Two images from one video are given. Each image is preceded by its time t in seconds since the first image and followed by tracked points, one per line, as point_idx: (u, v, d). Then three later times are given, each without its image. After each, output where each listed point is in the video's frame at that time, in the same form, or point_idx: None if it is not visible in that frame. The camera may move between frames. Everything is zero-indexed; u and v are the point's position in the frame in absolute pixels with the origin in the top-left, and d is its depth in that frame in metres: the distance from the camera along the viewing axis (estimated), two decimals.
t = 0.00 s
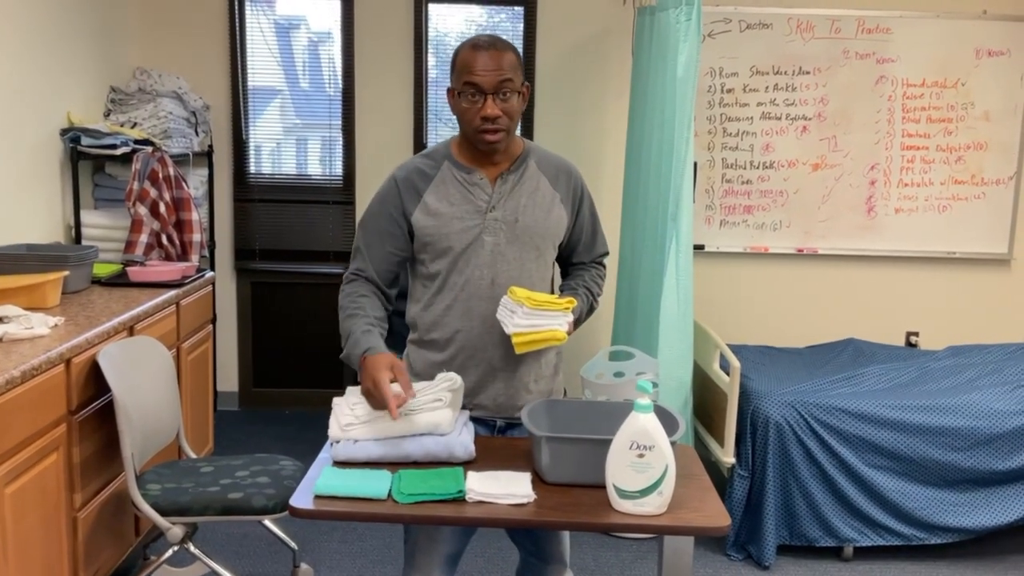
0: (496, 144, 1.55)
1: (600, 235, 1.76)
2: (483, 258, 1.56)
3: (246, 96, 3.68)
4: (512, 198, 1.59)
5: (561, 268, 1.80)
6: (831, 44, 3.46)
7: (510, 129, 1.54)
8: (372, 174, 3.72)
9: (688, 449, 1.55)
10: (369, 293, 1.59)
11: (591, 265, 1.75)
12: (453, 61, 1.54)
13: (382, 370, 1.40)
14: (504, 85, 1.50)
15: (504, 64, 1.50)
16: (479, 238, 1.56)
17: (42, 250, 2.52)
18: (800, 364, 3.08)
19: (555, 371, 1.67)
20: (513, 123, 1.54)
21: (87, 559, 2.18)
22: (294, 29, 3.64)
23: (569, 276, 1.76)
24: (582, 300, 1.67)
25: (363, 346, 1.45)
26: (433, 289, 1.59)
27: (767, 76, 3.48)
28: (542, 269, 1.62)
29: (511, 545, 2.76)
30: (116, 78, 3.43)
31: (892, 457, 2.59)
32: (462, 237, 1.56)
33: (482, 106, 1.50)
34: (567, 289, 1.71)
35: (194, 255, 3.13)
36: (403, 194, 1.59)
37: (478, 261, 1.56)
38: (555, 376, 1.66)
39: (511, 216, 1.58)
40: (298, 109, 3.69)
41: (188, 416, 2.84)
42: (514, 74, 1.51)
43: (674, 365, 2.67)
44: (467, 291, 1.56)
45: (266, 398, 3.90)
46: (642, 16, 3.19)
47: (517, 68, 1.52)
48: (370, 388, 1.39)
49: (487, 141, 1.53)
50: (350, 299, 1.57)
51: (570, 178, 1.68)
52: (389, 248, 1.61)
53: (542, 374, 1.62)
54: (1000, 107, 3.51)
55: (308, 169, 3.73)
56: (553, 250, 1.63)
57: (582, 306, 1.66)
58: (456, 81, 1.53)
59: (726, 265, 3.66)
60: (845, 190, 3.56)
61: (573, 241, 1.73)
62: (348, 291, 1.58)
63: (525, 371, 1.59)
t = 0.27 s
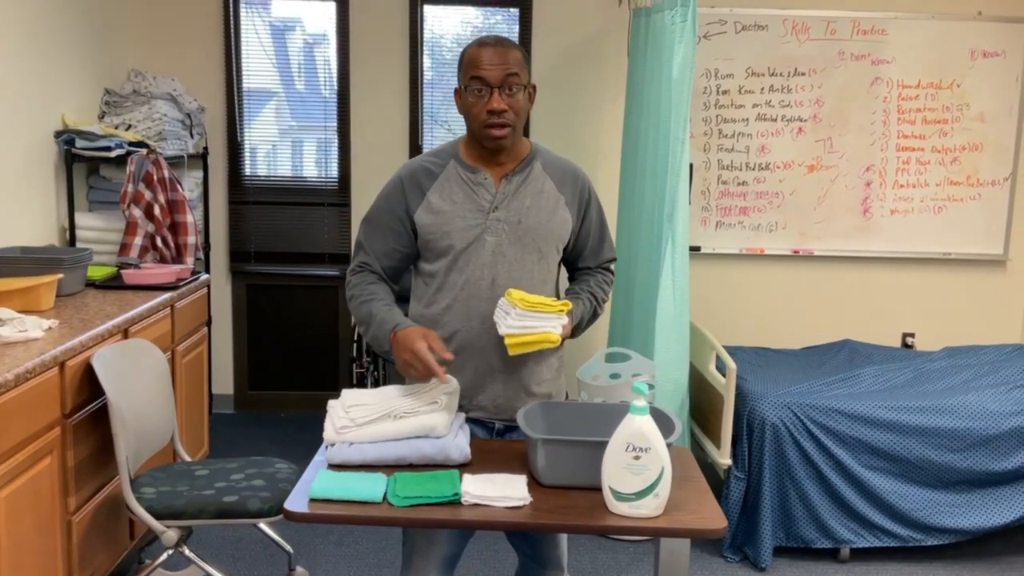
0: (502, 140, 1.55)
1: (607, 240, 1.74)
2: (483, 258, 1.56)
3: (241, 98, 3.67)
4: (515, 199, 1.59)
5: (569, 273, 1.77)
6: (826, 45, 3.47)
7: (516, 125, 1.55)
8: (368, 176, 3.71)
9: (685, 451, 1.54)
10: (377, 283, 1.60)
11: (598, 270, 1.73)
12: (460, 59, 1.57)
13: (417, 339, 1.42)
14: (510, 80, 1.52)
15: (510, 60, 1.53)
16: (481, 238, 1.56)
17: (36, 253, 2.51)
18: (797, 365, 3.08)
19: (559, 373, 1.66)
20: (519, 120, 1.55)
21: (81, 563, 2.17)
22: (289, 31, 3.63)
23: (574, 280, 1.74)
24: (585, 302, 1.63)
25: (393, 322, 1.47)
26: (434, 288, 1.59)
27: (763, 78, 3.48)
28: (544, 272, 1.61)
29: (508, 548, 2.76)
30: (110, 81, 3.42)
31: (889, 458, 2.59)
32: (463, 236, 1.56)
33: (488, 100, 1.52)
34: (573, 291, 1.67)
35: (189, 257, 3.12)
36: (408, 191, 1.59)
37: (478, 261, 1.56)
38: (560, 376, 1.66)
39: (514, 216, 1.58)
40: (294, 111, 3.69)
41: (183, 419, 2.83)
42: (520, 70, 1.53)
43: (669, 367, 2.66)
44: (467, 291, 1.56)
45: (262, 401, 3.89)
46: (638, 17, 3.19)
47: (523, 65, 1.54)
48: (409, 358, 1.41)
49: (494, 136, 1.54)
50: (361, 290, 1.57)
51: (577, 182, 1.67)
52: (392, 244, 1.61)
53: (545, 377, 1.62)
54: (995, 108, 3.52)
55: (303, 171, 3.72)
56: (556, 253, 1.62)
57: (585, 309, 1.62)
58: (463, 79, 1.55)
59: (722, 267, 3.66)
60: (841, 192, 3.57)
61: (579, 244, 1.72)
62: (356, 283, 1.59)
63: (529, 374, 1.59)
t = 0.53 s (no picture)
0: (509, 138, 1.55)
1: (618, 246, 1.70)
2: (486, 257, 1.57)
3: (236, 100, 3.66)
4: (521, 200, 1.59)
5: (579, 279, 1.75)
6: (821, 47, 3.47)
7: (524, 124, 1.55)
8: (364, 178, 3.71)
9: (679, 454, 1.54)
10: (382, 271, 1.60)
11: (607, 276, 1.69)
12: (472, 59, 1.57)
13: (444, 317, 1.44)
14: (520, 78, 1.52)
15: (521, 59, 1.52)
16: (485, 237, 1.57)
17: (29, 256, 2.51)
18: (793, 367, 3.08)
19: (563, 376, 1.67)
20: (527, 119, 1.55)
21: (75, 567, 2.16)
22: (285, 33, 3.63)
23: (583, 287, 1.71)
24: (591, 307, 1.61)
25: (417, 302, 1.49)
26: (437, 286, 1.60)
27: (757, 79, 3.49)
28: (548, 275, 1.60)
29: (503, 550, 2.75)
30: (104, 83, 3.41)
31: (884, 460, 2.59)
32: (467, 235, 1.57)
33: (497, 97, 1.52)
34: (578, 296, 1.64)
35: (183, 260, 3.11)
36: (416, 189, 1.60)
37: (481, 260, 1.57)
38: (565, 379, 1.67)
39: (519, 217, 1.58)
40: (289, 113, 3.68)
41: (177, 422, 2.82)
42: (530, 70, 1.53)
43: (663, 367, 2.65)
44: (469, 290, 1.57)
45: (257, 404, 3.88)
46: (632, 18, 3.20)
47: (534, 64, 1.54)
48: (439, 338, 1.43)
49: (501, 134, 1.54)
50: (371, 277, 1.57)
51: (587, 186, 1.65)
52: (396, 236, 1.62)
53: (550, 381, 1.63)
54: (989, 109, 3.53)
55: (299, 173, 3.71)
56: (562, 256, 1.61)
57: (590, 313, 1.59)
58: (474, 77, 1.55)
59: (717, 268, 3.66)
60: (836, 193, 3.57)
61: (587, 250, 1.69)
62: (362, 272, 1.59)
63: (533, 377, 1.60)
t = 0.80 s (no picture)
0: (514, 142, 1.55)
1: (629, 252, 1.67)
2: (490, 258, 1.57)
3: (230, 102, 3.66)
4: (528, 202, 1.59)
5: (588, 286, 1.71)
6: (815, 48, 3.47)
7: (528, 129, 1.54)
8: (359, 180, 3.71)
9: (673, 456, 1.53)
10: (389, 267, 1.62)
11: (618, 282, 1.66)
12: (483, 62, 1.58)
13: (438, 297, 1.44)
14: (525, 83, 1.51)
15: (528, 63, 1.52)
16: (490, 238, 1.57)
17: (22, 259, 2.50)
18: (787, 368, 3.09)
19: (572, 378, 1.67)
20: (532, 124, 1.55)
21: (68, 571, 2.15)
22: (280, 35, 3.62)
23: (593, 292, 1.68)
24: (604, 310, 1.57)
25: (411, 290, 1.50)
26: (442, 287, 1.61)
27: (752, 81, 3.49)
28: (554, 278, 1.59)
29: (498, 552, 2.75)
30: (97, 85, 3.41)
31: (879, 461, 2.59)
32: (472, 235, 1.57)
33: (502, 101, 1.52)
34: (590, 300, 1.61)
35: (177, 262, 3.11)
36: (423, 189, 1.62)
37: (485, 261, 1.57)
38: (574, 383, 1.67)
39: (525, 219, 1.58)
40: (284, 115, 3.67)
41: (171, 425, 2.81)
42: (537, 74, 1.52)
43: (658, 369, 2.65)
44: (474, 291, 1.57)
45: (252, 406, 3.88)
46: (627, 20, 3.20)
47: (541, 70, 1.53)
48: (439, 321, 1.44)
49: (506, 137, 1.54)
50: (375, 273, 1.59)
51: (596, 191, 1.64)
52: (403, 236, 1.64)
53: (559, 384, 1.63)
54: (983, 110, 3.53)
55: (294, 175, 3.70)
56: (569, 259, 1.60)
57: (604, 316, 1.56)
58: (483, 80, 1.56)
59: (712, 270, 3.67)
60: (830, 194, 3.57)
61: (596, 255, 1.67)
62: (369, 268, 1.61)
63: (541, 379, 1.60)
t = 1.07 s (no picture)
0: (512, 148, 1.55)
1: (636, 257, 1.66)
2: (496, 261, 1.57)
3: (225, 104, 3.65)
4: (535, 205, 1.59)
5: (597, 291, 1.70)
6: (810, 50, 3.48)
7: (525, 135, 1.54)
8: (355, 183, 3.70)
9: (668, 459, 1.53)
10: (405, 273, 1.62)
11: (624, 287, 1.65)
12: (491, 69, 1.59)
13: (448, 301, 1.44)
14: (520, 90, 1.51)
15: (527, 71, 1.52)
16: (497, 241, 1.58)
17: (16, 261, 2.49)
18: (783, 370, 3.09)
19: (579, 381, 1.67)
20: (530, 130, 1.54)
21: None
22: (275, 37, 3.62)
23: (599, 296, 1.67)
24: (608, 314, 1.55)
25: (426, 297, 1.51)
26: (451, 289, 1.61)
27: (747, 83, 3.50)
28: (560, 281, 1.59)
29: (493, 555, 2.74)
30: (92, 88, 3.40)
31: (874, 463, 2.60)
32: (480, 238, 1.58)
33: (497, 109, 1.52)
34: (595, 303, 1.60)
35: (172, 265, 3.11)
36: (432, 193, 1.63)
37: (491, 264, 1.57)
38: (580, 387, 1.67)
39: (532, 222, 1.58)
40: (279, 117, 3.67)
41: (166, 428, 2.81)
42: (537, 81, 1.52)
43: (654, 372, 2.65)
44: (480, 293, 1.57)
45: (247, 409, 3.87)
46: (622, 22, 3.20)
47: (539, 76, 1.53)
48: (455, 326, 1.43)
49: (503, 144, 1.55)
50: (393, 281, 1.60)
51: (605, 196, 1.64)
52: (417, 242, 1.64)
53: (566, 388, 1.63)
54: (978, 112, 3.54)
55: (290, 177, 3.70)
56: (576, 263, 1.60)
57: (608, 321, 1.54)
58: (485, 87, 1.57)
59: (707, 272, 3.67)
60: (826, 196, 3.58)
61: (603, 260, 1.66)
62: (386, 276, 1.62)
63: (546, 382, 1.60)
